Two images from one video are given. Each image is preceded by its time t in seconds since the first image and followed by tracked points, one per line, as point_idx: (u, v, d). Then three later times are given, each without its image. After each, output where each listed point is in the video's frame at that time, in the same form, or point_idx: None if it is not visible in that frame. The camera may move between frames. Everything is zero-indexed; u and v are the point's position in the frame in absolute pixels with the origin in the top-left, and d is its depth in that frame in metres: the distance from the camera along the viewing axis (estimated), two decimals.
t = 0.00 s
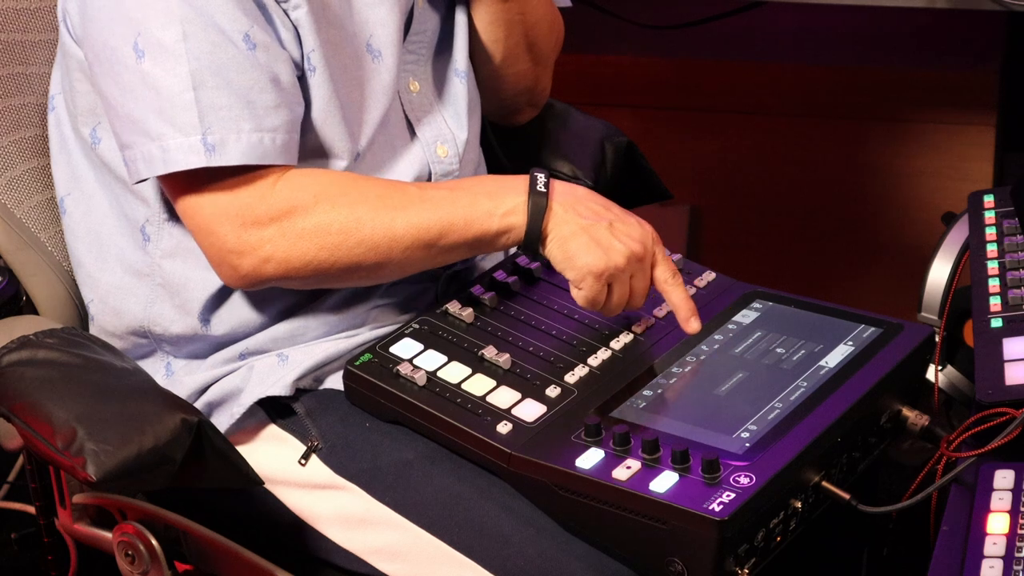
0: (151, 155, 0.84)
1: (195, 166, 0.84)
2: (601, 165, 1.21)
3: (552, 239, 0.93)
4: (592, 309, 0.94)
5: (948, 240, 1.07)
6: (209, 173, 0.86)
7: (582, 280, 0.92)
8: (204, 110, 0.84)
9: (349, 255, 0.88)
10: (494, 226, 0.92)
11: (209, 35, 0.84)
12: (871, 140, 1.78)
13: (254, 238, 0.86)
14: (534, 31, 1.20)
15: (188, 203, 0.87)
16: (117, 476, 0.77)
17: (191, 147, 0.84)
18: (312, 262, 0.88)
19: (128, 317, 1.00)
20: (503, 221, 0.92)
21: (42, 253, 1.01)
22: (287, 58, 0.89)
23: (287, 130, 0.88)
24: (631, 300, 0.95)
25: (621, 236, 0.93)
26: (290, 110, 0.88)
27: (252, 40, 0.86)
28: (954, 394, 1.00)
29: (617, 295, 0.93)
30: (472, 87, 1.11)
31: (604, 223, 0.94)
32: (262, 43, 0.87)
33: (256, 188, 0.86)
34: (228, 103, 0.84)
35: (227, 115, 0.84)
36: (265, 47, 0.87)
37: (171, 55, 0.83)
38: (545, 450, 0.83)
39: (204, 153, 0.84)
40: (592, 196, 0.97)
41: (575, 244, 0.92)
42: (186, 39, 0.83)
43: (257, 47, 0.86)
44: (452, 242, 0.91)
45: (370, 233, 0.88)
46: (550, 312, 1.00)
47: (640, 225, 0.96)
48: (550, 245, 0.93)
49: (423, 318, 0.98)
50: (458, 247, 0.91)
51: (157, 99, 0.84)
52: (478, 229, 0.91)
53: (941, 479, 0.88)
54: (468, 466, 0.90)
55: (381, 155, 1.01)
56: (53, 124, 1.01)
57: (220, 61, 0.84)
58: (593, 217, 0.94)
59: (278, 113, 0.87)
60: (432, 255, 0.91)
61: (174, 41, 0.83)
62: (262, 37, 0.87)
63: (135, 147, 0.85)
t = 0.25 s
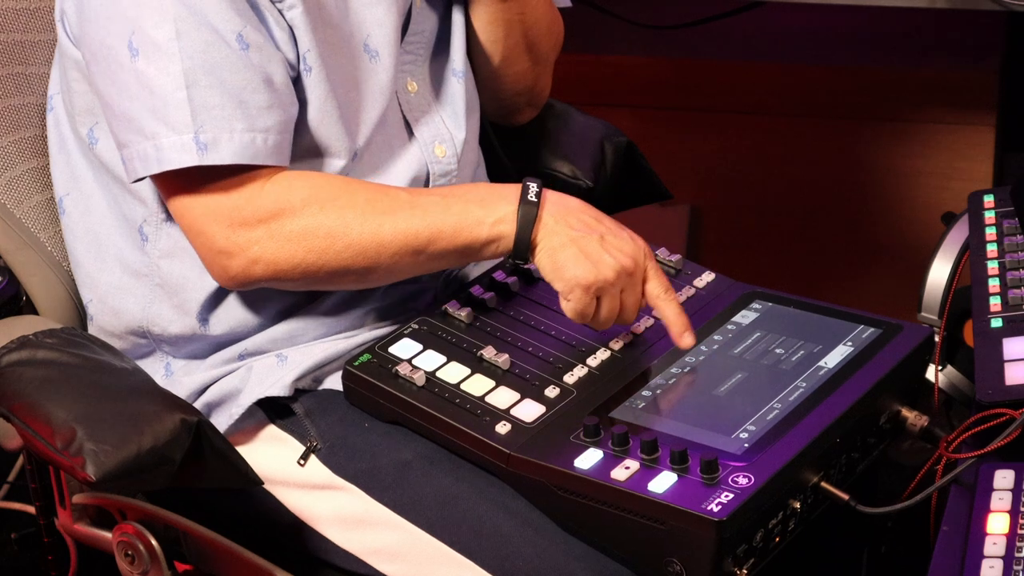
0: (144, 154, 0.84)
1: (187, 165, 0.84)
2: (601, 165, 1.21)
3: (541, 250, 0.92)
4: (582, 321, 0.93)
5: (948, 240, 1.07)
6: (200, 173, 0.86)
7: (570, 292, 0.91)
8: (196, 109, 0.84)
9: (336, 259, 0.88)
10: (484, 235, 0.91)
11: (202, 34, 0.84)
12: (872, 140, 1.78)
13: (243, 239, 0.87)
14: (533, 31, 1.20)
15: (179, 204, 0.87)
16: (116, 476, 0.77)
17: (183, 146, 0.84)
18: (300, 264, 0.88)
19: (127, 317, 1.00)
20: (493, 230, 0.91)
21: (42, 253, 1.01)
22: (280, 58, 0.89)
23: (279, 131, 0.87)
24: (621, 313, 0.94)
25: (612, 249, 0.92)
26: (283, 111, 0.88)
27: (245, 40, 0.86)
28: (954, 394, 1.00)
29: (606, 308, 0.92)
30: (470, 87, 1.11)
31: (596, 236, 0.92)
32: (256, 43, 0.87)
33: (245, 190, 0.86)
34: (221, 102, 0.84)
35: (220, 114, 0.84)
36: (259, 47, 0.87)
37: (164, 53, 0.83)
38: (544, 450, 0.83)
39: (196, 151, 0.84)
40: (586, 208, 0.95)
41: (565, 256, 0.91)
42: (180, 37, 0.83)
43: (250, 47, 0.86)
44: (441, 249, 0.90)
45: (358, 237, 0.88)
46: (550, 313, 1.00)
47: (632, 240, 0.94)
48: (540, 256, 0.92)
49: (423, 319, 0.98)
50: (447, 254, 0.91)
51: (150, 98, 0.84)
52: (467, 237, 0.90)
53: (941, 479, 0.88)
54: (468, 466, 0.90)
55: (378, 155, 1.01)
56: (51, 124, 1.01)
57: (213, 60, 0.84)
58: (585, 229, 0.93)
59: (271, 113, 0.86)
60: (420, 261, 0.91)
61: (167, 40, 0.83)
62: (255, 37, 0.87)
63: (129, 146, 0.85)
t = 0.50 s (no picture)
0: (164, 159, 0.85)
1: (213, 169, 0.84)
2: (601, 165, 1.22)
3: (582, 242, 0.95)
4: (625, 304, 0.97)
5: (948, 240, 1.07)
6: (228, 173, 0.86)
7: (616, 280, 0.94)
8: (218, 113, 0.84)
9: (379, 253, 0.88)
10: (523, 228, 0.92)
11: (221, 37, 0.84)
12: (871, 140, 1.79)
13: (284, 234, 0.86)
14: (534, 30, 1.20)
15: (214, 201, 0.86)
16: (117, 477, 0.77)
17: (207, 151, 0.84)
18: (342, 259, 0.88)
19: (131, 317, 1.00)
20: (532, 222, 0.92)
21: (42, 253, 1.01)
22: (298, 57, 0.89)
23: (303, 128, 0.88)
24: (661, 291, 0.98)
25: (650, 234, 0.95)
26: (303, 109, 0.88)
27: (264, 39, 0.86)
28: (954, 394, 1.00)
29: (650, 290, 0.96)
30: (473, 87, 1.11)
31: (632, 222, 0.95)
32: (274, 42, 0.87)
33: (285, 184, 0.86)
34: (243, 104, 0.85)
35: (241, 116, 0.85)
36: (276, 46, 0.87)
37: (183, 58, 0.83)
38: (545, 450, 0.83)
39: (220, 155, 0.84)
40: (614, 193, 0.98)
41: (607, 246, 0.94)
42: (198, 42, 0.83)
43: (269, 46, 0.86)
44: (480, 243, 0.91)
45: (401, 231, 0.88)
46: (550, 312, 1.00)
47: (663, 219, 0.97)
48: (581, 248, 0.95)
49: (423, 318, 0.98)
50: (486, 247, 0.92)
51: (169, 103, 0.84)
52: (507, 230, 0.91)
53: (941, 479, 0.88)
54: (469, 466, 0.90)
55: (384, 155, 1.01)
56: (55, 124, 1.01)
57: (233, 63, 0.84)
58: (620, 216, 0.96)
59: (293, 111, 0.87)
60: (461, 255, 0.91)
61: (185, 45, 0.83)
62: (273, 36, 0.87)
63: (146, 151, 0.85)
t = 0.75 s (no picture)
0: (158, 155, 0.84)
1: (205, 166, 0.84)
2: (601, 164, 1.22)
3: (548, 178, 0.95)
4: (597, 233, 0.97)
5: (948, 240, 1.07)
6: (203, 174, 0.86)
7: (592, 212, 0.95)
8: (212, 111, 0.84)
9: (353, 236, 0.88)
10: (489, 181, 0.91)
11: (217, 36, 0.84)
12: (871, 140, 1.79)
13: (259, 234, 0.86)
14: (537, 30, 1.20)
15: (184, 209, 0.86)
16: (117, 476, 0.77)
17: (200, 148, 0.84)
18: (318, 247, 0.87)
19: (130, 316, 1.00)
20: (496, 174, 0.92)
21: (43, 253, 1.01)
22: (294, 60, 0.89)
23: (293, 130, 0.88)
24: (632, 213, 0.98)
25: (611, 158, 0.96)
26: (295, 111, 0.88)
27: (259, 40, 0.86)
28: (954, 394, 1.00)
29: (624, 214, 0.96)
30: (474, 87, 1.10)
31: (591, 150, 0.95)
32: (269, 43, 0.87)
33: (251, 183, 0.86)
34: (236, 102, 0.85)
35: (235, 114, 0.85)
36: (272, 47, 0.87)
37: (179, 55, 0.83)
38: (545, 450, 0.83)
39: (212, 153, 0.84)
40: (567, 125, 0.98)
41: (576, 180, 0.94)
42: (195, 39, 0.83)
43: (264, 47, 0.86)
44: (450, 206, 0.91)
45: (371, 211, 0.88)
46: (550, 312, 1.00)
47: (619, 141, 0.98)
48: (550, 188, 0.95)
49: (424, 318, 0.98)
50: (456, 208, 0.91)
51: (165, 99, 0.84)
52: (473, 187, 0.91)
53: (941, 479, 0.88)
54: (469, 466, 0.90)
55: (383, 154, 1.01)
56: (54, 123, 1.01)
57: (228, 62, 0.84)
58: (580, 146, 0.96)
59: (285, 113, 0.87)
60: (432, 222, 0.91)
61: (182, 42, 0.83)
62: (269, 38, 0.87)
63: (142, 147, 0.85)
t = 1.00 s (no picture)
0: (94, 169, 0.85)
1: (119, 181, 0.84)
2: (600, 163, 1.21)
3: (454, 194, 0.93)
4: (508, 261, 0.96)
5: (948, 240, 1.07)
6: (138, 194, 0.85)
7: (493, 235, 0.94)
8: (137, 127, 0.84)
9: (251, 252, 0.88)
10: (395, 193, 0.91)
11: (153, 53, 0.84)
12: (872, 140, 1.79)
13: (159, 250, 0.85)
14: (539, 32, 1.21)
15: (121, 229, 0.86)
16: (116, 476, 0.78)
17: (119, 163, 0.84)
18: (217, 263, 0.87)
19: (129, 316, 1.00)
20: (401, 186, 0.91)
21: (42, 253, 1.01)
22: (240, 82, 0.88)
23: (223, 153, 0.87)
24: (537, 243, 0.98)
25: (520, 183, 0.96)
26: (232, 136, 0.87)
27: (200, 60, 0.86)
28: (954, 394, 1.00)
29: (526, 243, 0.96)
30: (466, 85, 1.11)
31: (502, 172, 0.95)
32: (213, 63, 0.86)
33: (186, 199, 0.86)
34: (164, 121, 0.84)
35: (160, 133, 0.84)
36: (215, 67, 0.86)
37: (114, 68, 0.84)
38: (544, 450, 0.83)
39: (130, 169, 0.84)
40: (481, 145, 0.97)
41: (483, 200, 0.93)
42: (130, 54, 0.84)
43: (205, 67, 0.86)
44: (345, 219, 0.90)
45: (269, 226, 0.87)
46: (549, 312, 1.00)
47: (529, 170, 0.98)
48: (455, 202, 0.94)
49: (423, 318, 0.98)
50: (356, 221, 0.91)
51: (98, 111, 0.85)
52: (376, 199, 0.90)
53: (941, 480, 0.88)
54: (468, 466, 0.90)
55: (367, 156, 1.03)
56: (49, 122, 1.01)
57: (160, 79, 0.84)
58: (490, 166, 0.95)
59: (219, 134, 0.86)
60: (340, 233, 0.91)
61: (118, 56, 0.84)
62: (213, 57, 0.86)
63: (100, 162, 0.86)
